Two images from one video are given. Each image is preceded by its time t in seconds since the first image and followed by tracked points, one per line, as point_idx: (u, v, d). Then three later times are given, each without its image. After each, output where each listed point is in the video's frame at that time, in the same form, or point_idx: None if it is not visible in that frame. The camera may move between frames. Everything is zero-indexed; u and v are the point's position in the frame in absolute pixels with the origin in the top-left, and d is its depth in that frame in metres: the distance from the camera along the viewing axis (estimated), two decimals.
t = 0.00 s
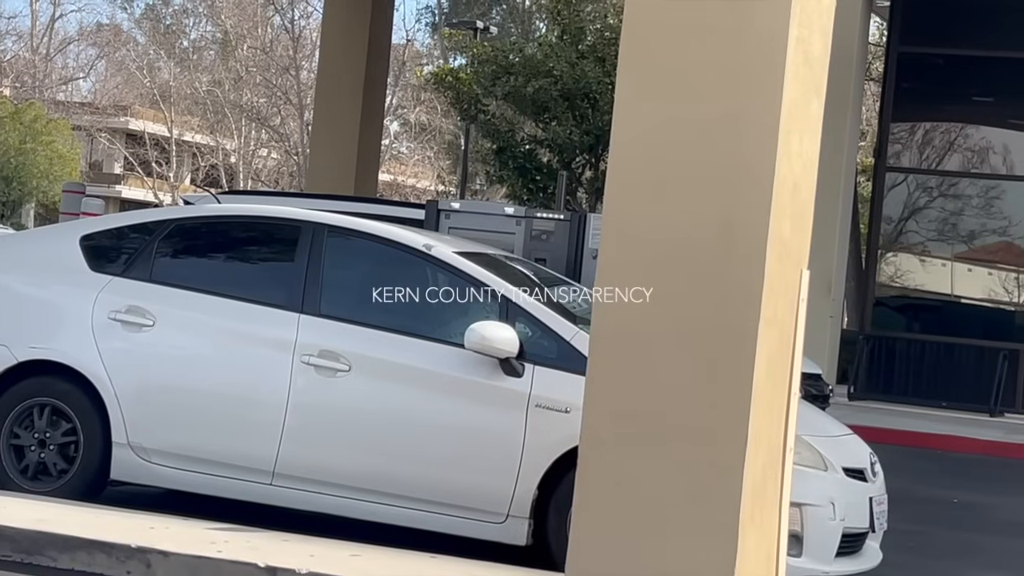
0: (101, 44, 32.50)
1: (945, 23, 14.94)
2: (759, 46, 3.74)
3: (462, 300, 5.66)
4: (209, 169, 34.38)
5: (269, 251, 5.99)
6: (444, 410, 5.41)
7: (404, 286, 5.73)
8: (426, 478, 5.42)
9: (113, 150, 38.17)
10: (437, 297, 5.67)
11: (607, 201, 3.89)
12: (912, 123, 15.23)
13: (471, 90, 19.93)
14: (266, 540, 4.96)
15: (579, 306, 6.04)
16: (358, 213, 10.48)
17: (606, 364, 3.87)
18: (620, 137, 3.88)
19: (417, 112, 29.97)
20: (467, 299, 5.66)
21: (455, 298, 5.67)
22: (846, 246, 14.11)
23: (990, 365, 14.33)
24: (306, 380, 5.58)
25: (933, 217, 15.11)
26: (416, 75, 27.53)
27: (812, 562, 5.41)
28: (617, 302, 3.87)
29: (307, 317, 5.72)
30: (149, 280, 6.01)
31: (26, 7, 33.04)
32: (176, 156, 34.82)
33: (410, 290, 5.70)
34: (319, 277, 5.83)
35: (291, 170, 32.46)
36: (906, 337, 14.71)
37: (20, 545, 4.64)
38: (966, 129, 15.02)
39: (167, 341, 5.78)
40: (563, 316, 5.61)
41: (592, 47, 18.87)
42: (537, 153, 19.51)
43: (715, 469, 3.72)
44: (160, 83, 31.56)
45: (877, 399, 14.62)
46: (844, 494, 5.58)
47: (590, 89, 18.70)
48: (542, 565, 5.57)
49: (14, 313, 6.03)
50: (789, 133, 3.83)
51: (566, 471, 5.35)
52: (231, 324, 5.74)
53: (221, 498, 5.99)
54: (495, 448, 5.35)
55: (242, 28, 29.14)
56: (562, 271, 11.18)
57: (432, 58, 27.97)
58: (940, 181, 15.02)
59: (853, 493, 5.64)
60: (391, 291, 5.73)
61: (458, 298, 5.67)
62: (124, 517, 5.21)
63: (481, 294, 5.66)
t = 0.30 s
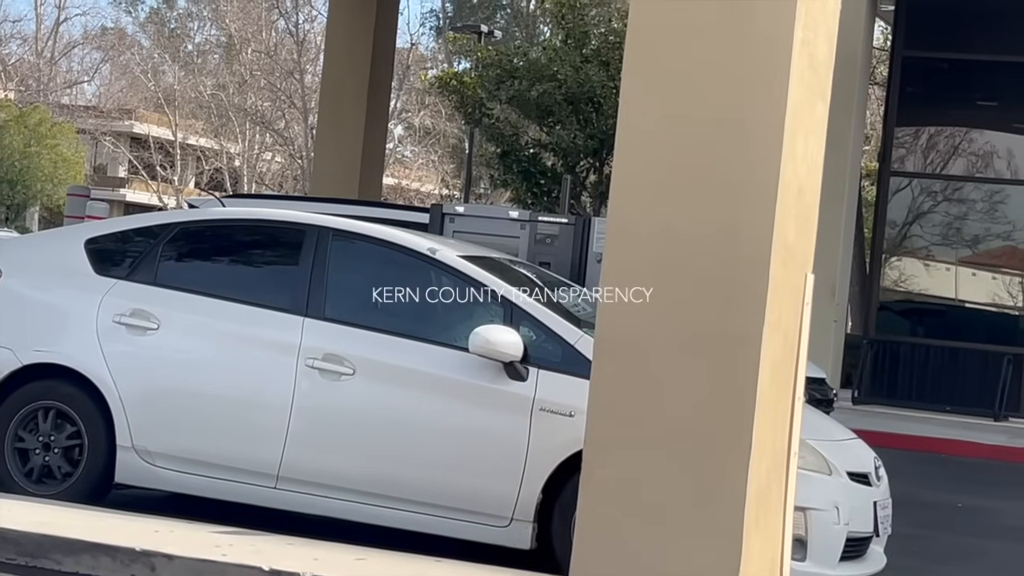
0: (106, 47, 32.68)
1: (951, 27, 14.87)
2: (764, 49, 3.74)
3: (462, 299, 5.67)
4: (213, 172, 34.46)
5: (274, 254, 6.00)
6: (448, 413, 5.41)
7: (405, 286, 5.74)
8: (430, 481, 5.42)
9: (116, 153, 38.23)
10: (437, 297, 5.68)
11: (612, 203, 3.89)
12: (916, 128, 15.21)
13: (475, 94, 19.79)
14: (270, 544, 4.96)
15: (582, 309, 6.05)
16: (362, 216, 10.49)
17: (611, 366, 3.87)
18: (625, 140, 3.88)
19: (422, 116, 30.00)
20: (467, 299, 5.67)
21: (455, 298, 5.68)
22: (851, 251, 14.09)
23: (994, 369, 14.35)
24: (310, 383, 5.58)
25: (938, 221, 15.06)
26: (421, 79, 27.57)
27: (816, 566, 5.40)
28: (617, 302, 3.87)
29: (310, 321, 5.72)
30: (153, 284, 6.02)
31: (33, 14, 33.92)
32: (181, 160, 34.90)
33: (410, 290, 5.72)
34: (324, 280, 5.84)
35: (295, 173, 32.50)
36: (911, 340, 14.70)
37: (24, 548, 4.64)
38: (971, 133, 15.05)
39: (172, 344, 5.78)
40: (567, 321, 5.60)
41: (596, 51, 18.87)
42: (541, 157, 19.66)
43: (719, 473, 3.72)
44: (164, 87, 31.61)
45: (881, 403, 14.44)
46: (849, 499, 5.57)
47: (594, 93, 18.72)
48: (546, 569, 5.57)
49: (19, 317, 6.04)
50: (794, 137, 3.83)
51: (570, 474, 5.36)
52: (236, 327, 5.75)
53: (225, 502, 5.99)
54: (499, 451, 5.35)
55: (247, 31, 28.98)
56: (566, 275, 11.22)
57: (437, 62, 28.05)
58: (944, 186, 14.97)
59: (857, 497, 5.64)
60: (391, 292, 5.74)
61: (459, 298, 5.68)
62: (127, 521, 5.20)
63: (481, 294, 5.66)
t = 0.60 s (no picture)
0: (111, 50, 32.83)
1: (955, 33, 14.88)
2: (769, 53, 3.74)
3: (463, 299, 5.68)
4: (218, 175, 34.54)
5: (278, 258, 6.00)
6: (452, 417, 5.41)
7: (405, 286, 5.76)
8: (434, 484, 5.42)
9: (121, 156, 38.32)
10: (437, 297, 5.70)
11: (617, 206, 3.88)
12: (921, 132, 15.24)
13: (480, 97, 19.91)
14: (274, 547, 4.96)
15: (586, 311, 6.05)
16: (367, 220, 10.50)
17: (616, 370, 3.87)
18: (630, 143, 3.87)
19: (426, 120, 29.93)
20: (467, 299, 5.68)
21: (455, 298, 5.69)
22: (855, 254, 14.09)
23: (999, 373, 14.25)
24: (315, 387, 5.58)
25: (942, 225, 15.03)
26: (425, 83, 27.62)
27: (822, 570, 5.39)
28: (618, 302, 3.88)
29: (315, 324, 5.72)
30: (158, 287, 6.03)
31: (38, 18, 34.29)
32: (185, 163, 35.00)
33: (410, 290, 5.74)
34: (328, 283, 5.84)
35: (299, 177, 32.53)
36: (915, 345, 14.58)
37: (29, 551, 4.65)
38: (975, 137, 15.03)
39: (177, 347, 5.78)
40: (571, 324, 5.59)
41: (601, 55, 18.92)
42: (545, 161, 19.58)
43: (724, 477, 3.72)
44: (169, 90, 31.63)
45: (885, 407, 14.47)
46: (853, 503, 5.55)
47: (599, 97, 18.74)
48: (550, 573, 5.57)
49: (24, 319, 6.05)
50: (799, 140, 3.83)
51: (575, 478, 5.35)
52: (242, 330, 5.75)
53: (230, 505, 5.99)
54: (505, 455, 5.34)
55: (252, 35, 29.11)
56: (570, 278, 11.18)
57: (441, 65, 28.10)
58: (948, 190, 14.94)
59: (862, 502, 5.62)
60: (391, 292, 5.76)
61: (459, 298, 5.69)
62: (132, 523, 5.21)
63: (481, 294, 5.67)
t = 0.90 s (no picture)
0: (113, 53, 32.62)
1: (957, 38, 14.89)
2: (772, 56, 3.74)
3: (463, 299, 5.69)
4: (220, 178, 34.58)
5: (281, 260, 6.00)
6: (455, 420, 5.40)
7: (406, 286, 5.78)
8: (437, 487, 5.42)
9: (123, 159, 38.35)
10: (437, 297, 5.70)
11: (620, 208, 3.89)
12: (923, 135, 15.22)
13: (483, 100, 19.98)
14: (276, 549, 4.96)
15: (589, 315, 6.05)
16: (370, 223, 10.49)
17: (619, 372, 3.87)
18: (633, 144, 3.88)
19: (428, 123, 29.99)
20: (467, 299, 5.68)
21: (455, 298, 5.69)
22: (857, 258, 14.07)
23: (1001, 378, 14.26)
24: (318, 390, 5.58)
25: (944, 229, 15.02)
26: (427, 86, 27.69)
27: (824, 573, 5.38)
28: (619, 302, 3.89)
29: (318, 327, 5.72)
30: (161, 289, 6.03)
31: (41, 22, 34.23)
32: (188, 166, 35.06)
33: (410, 290, 5.75)
34: (331, 285, 5.84)
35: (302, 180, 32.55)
36: (917, 348, 14.63)
37: (31, 554, 4.64)
38: (978, 140, 15.01)
39: (180, 350, 5.78)
40: (574, 327, 5.59)
41: (603, 58, 18.87)
42: (548, 164, 19.62)
43: (727, 480, 3.71)
44: (172, 93, 31.73)
45: (888, 411, 14.48)
46: (856, 506, 5.54)
47: (601, 100, 18.75)
48: None
49: (27, 322, 6.05)
50: (802, 143, 3.82)
51: (578, 481, 5.35)
52: (245, 333, 5.74)
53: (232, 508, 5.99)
54: (507, 458, 5.34)
55: (254, 38, 29.15)
56: (574, 280, 11.17)
57: (443, 69, 28.13)
58: (950, 194, 14.95)
59: (866, 505, 5.62)
60: (391, 292, 5.77)
61: (458, 298, 5.70)
62: (134, 526, 5.20)
63: (481, 294, 5.67)
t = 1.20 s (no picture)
0: (114, 55, 32.50)
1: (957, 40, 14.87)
2: (775, 59, 3.73)
3: (462, 299, 5.70)
4: (222, 181, 34.61)
5: (282, 262, 6.00)
6: (457, 422, 5.40)
7: (407, 287, 5.78)
8: (438, 489, 5.41)
9: (125, 161, 38.43)
10: (436, 297, 5.71)
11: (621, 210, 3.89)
12: (924, 138, 15.23)
13: (485, 102, 20.05)
14: (278, 551, 4.96)
15: (592, 317, 6.04)
16: (372, 226, 10.48)
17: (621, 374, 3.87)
18: (634, 146, 3.88)
19: (430, 125, 30.01)
20: (467, 299, 5.69)
21: (455, 298, 5.70)
22: (859, 260, 14.05)
23: (1002, 380, 14.20)
24: (319, 392, 5.58)
25: (946, 231, 15.00)
26: (429, 88, 27.69)
27: None
28: (620, 302, 3.90)
29: (319, 329, 5.72)
30: (163, 291, 6.03)
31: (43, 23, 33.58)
32: (189, 168, 35.12)
33: (410, 290, 5.76)
34: (333, 287, 5.84)
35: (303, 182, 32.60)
36: (919, 351, 14.55)
37: (32, 556, 4.62)
38: (979, 143, 15.02)
39: (181, 352, 5.79)
40: (575, 329, 5.59)
41: (604, 60, 18.89)
42: (549, 166, 19.54)
43: (727, 481, 3.70)
44: (173, 95, 31.76)
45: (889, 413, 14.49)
46: (858, 509, 5.54)
47: (603, 102, 18.75)
48: None
49: (28, 323, 6.05)
50: (804, 144, 3.81)
51: (580, 484, 5.35)
52: (248, 335, 5.74)
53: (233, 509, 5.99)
54: (509, 461, 5.34)
55: (256, 40, 29.15)
56: (575, 281, 11.19)
57: (445, 71, 28.13)
58: (952, 196, 14.90)
59: (867, 507, 5.62)
60: (391, 292, 5.77)
61: (458, 298, 5.70)
62: (135, 528, 5.20)
63: (481, 294, 5.68)
